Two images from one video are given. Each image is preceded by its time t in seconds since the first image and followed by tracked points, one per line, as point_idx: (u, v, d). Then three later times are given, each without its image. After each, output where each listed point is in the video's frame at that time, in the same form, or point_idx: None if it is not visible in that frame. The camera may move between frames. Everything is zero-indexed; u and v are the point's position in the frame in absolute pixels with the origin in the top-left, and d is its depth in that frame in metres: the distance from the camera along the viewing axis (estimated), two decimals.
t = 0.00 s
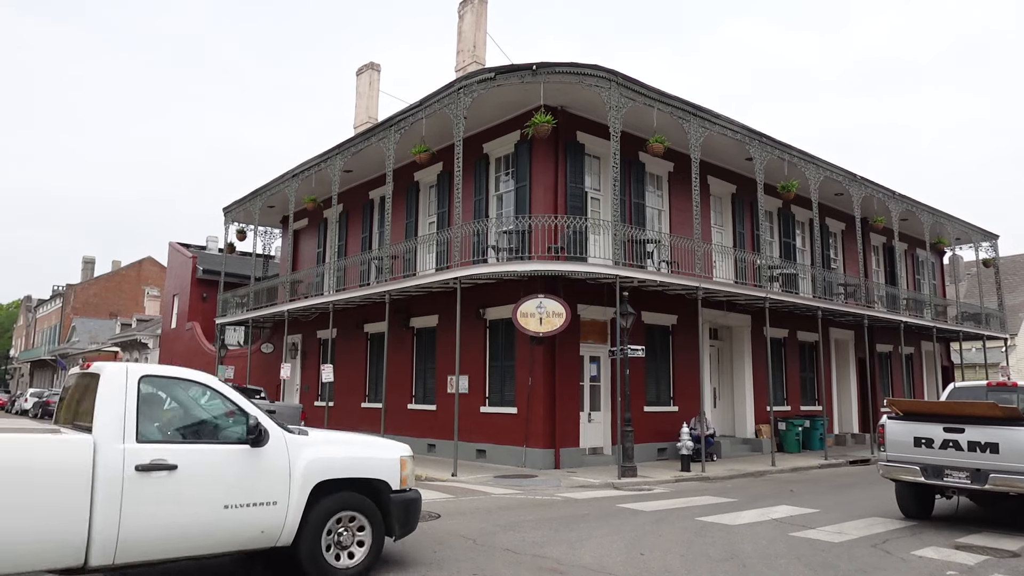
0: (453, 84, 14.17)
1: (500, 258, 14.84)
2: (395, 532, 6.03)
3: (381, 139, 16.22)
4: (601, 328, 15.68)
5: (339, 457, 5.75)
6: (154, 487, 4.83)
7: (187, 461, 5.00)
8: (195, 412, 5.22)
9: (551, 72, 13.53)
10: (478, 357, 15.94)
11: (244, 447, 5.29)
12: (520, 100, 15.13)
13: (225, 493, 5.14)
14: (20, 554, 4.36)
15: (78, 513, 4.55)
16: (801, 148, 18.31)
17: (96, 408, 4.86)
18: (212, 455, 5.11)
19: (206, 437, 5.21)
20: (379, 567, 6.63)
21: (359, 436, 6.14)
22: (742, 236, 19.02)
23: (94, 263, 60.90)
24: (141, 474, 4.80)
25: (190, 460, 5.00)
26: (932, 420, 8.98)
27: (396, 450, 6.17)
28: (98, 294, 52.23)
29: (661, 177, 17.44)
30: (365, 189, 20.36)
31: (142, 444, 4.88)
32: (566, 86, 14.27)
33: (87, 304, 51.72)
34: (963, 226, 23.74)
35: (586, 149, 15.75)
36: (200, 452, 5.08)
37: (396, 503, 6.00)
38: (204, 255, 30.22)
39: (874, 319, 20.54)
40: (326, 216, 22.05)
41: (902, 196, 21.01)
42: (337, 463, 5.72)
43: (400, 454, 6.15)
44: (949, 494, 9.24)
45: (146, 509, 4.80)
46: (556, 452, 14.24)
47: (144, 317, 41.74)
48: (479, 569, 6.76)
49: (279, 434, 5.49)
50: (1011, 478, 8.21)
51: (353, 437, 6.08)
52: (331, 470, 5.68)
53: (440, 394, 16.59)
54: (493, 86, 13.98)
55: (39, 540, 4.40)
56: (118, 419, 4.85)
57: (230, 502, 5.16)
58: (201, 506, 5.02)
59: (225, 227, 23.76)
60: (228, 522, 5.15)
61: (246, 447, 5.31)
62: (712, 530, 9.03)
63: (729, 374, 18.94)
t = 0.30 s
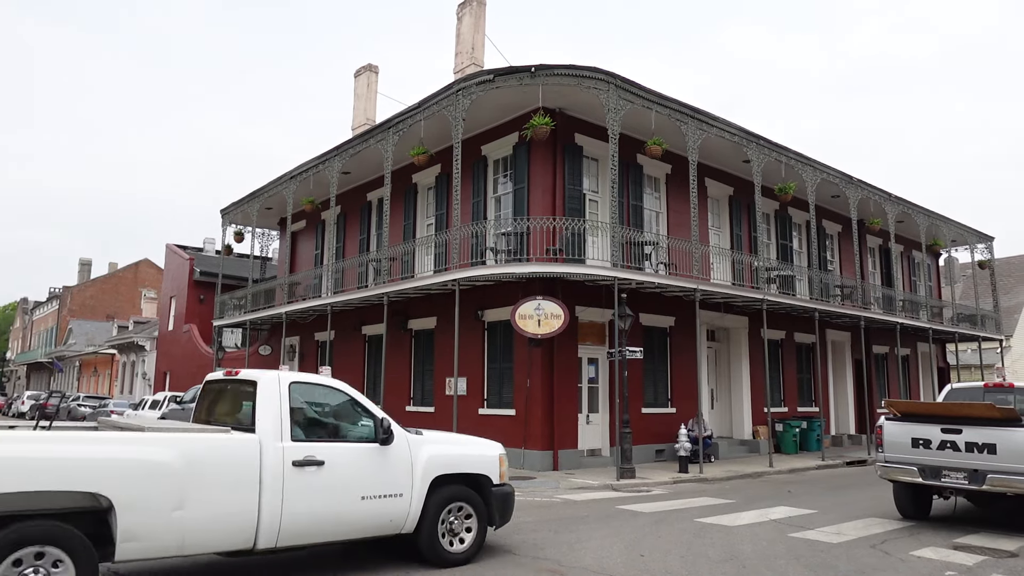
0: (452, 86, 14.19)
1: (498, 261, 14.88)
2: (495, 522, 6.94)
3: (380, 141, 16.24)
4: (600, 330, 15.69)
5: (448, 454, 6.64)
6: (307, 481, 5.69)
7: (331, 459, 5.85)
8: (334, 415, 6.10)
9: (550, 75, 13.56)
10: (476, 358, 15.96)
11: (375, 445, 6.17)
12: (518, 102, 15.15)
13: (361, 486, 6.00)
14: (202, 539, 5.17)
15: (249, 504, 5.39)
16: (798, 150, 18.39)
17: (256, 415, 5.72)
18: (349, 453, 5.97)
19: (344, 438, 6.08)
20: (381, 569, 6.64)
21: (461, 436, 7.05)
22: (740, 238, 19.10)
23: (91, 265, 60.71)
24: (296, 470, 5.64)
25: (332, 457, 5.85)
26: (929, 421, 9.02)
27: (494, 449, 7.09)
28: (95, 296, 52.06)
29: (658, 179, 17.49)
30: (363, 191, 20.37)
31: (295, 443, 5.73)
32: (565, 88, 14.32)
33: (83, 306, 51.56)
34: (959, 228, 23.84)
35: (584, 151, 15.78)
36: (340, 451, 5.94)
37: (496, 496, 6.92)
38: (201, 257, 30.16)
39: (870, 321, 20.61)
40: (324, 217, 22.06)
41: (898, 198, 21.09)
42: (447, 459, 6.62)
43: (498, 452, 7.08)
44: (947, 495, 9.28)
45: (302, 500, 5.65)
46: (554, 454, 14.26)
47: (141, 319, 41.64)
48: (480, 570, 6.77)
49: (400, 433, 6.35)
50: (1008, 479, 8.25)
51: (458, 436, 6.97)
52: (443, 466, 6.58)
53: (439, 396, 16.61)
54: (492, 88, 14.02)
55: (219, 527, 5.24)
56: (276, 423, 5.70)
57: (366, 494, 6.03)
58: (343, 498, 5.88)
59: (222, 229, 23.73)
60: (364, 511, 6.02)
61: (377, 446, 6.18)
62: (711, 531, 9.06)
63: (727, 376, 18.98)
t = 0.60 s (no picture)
0: (449, 86, 14.19)
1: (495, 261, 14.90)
2: (575, 510, 7.85)
3: (376, 141, 16.23)
4: (596, 331, 15.72)
5: (535, 449, 7.51)
6: (425, 473, 6.54)
7: (443, 453, 6.71)
8: (442, 416, 6.98)
9: (546, 76, 13.59)
10: (473, 359, 15.97)
11: (475, 442, 7.03)
12: (515, 103, 15.16)
13: (467, 478, 6.84)
14: (342, 524, 5.97)
15: (381, 493, 6.20)
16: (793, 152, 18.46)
17: (378, 414, 6.55)
18: (457, 449, 6.83)
19: (450, 435, 6.93)
20: (379, 571, 6.64)
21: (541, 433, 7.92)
22: (735, 239, 19.18)
23: (84, 264, 60.45)
24: (417, 463, 6.50)
25: (444, 451, 6.71)
26: (924, 422, 9.09)
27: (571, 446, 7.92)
28: (88, 296, 51.82)
29: (654, 180, 17.55)
30: (359, 191, 20.36)
31: (414, 440, 6.59)
32: (562, 90, 14.35)
33: (77, 305, 51.33)
34: (952, 229, 23.98)
35: (580, 152, 15.82)
36: (450, 447, 6.80)
37: (576, 487, 7.81)
38: (195, 257, 30.08)
39: (864, 322, 20.70)
40: (319, 217, 22.03)
41: (892, 199, 21.19)
42: (535, 454, 7.50)
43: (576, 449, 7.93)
44: (941, 496, 9.35)
45: (421, 488, 6.49)
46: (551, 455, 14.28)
47: (135, 319, 41.49)
48: (478, 571, 6.79)
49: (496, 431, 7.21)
50: (1003, 479, 8.30)
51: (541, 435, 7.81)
52: (531, 460, 7.45)
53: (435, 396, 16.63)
54: (489, 89, 14.04)
55: (353, 514, 6.03)
56: (396, 422, 6.55)
57: (471, 485, 6.87)
58: (454, 488, 6.72)
59: (217, 228, 23.66)
60: (468, 500, 6.85)
61: (478, 443, 7.05)
62: (707, 532, 9.11)
63: (722, 377, 19.05)
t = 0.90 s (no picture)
0: (443, 86, 14.18)
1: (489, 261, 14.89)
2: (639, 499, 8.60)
3: (370, 141, 16.20)
4: (590, 331, 15.73)
5: (606, 445, 8.26)
6: (516, 465, 7.30)
7: (531, 448, 7.48)
8: (526, 415, 7.72)
9: (541, 76, 13.60)
10: (467, 359, 15.96)
11: (555, 439, 7.78)
12: (510, 102, 15.15)
13: (551, 471, 7.60)
14: (450, 511, 6.75)
15: (480, 484, 6.97)
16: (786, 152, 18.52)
17: (475, 413, 7.32)
18: (541, 445, 7.59)
19: (532, 432, 7.67)
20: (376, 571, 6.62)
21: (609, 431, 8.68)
22: (729, 239, 19.23)
23: (76, 264, 60.10)
24: (510, 457, 7.27)
25: (531, 446, 7.48)
26: (917, 421, 9.14)
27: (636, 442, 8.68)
28: (79, 295, 51.50)
29: (649, 180, 17.58)
30: (353, 191, 20.32)
31: (507, 436, 7.37)
32: (557, 90, 14.36)
33: (68, 305, 51.03)
34: (943, 229, 24.11)
35: (575, 152, 15.83)
36: (536, 443, 7.56)
37: (640, 479, 8.59)
38: (188, 257, 29.95)
39: (857, 322, 20.77)
40: (313, 217, 21.99)
41: (885, 200, 21.28)
42: (607, 450, 8.25)
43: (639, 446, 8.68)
44: (934, 494, 9.39)
45: (514, 480, 7.26)
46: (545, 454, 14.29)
47: (127, 319, 41.26)
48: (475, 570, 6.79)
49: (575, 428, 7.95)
50: (995, 478, 8.35)
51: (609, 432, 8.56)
52: (603, 454, 8.20)
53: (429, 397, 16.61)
54: (483, 89, 14.03)
55: (459, 501, 6.80)
56: (491, 420, 7.32)
57: (555, 477, 7.63)
58: (541, 480, 7.50)
59: (210, 228, 23.57)
60: (551, 490, 7.61)
61: (558, 439, 7.80)
62: (702, 531, 9.14)
63: (715, 377, 19.10)
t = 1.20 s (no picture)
0: (438, 86, 14.14)
1: (484, 261, 14.87)
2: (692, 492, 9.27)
3: (364, 141, 16.16)
4: (585, 330, 15.70)
5: (665, 443, 8.96)
6: (592, 460, 7.98)
7: (604, 445, 8.16)
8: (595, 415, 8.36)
9: (536, 76, 13.59)
10: (462, 359, 15.93)
11: (622, 436, 8.45)
12: (504, 102, 15.13)
13: (619, 464, 8.28)
14: (536, 501, 7.42)
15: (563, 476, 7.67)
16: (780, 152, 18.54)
17: (555, 412, 7.98)
18: (611, 442, 8.26)
19: (601, 430, 8.31)
20: (373, 571, 6.59)
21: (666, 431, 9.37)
22: (722, 239, 19.27)
23: (67, 264, 59.77)
24: (587, 452, 7.94)
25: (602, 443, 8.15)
26: (911, 420, 9.16)
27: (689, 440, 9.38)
28: (70, 296, 51.19)
29: (643, 180, 17.60)
30: (347, 191, 20.26)
31: (583, 433, 8.03)
32: (551, 90, 14.35)
33: (59, 305, 50.70)
34: (935, 229, 24.21)
35: (569, 152, 15.83)
36: (607, 440, 8.23)
37: (693, 473, 9.30)
38: (181, 257, 29.81)
39: (850, 321, 20.82)
40: (307, 217, 21.91)
41: (878, 200, 21.34)
42: (666, 447, 8.95)
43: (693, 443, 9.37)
44: (928, 492, 9.41)
45: (590, 473, 7.94)
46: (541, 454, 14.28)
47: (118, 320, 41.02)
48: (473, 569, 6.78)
49: (639, 427, 8.66)
50: (990, 476, 8.38)
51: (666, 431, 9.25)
52: (664, 451, 8.92)
53: (424, 397, 16.57)
54: (478, 89, 14.01)
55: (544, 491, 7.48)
56: (569, 419, 7.98)
57: (622, 470, 8.31)
58: (612, 473, 8.19)
59: (203, 228, 23.46)
60: (620, 483, 8.28)
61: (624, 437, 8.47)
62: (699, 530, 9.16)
63: (710, 376, 19.13)
